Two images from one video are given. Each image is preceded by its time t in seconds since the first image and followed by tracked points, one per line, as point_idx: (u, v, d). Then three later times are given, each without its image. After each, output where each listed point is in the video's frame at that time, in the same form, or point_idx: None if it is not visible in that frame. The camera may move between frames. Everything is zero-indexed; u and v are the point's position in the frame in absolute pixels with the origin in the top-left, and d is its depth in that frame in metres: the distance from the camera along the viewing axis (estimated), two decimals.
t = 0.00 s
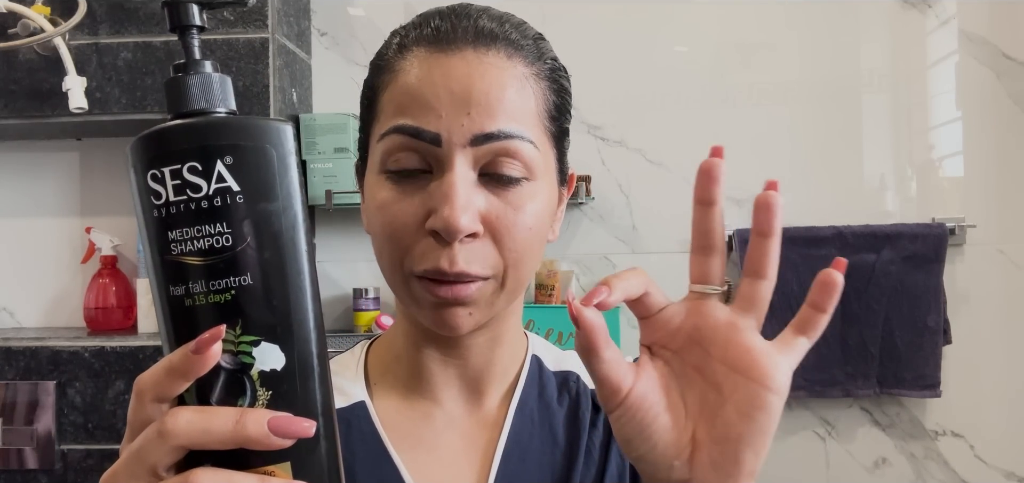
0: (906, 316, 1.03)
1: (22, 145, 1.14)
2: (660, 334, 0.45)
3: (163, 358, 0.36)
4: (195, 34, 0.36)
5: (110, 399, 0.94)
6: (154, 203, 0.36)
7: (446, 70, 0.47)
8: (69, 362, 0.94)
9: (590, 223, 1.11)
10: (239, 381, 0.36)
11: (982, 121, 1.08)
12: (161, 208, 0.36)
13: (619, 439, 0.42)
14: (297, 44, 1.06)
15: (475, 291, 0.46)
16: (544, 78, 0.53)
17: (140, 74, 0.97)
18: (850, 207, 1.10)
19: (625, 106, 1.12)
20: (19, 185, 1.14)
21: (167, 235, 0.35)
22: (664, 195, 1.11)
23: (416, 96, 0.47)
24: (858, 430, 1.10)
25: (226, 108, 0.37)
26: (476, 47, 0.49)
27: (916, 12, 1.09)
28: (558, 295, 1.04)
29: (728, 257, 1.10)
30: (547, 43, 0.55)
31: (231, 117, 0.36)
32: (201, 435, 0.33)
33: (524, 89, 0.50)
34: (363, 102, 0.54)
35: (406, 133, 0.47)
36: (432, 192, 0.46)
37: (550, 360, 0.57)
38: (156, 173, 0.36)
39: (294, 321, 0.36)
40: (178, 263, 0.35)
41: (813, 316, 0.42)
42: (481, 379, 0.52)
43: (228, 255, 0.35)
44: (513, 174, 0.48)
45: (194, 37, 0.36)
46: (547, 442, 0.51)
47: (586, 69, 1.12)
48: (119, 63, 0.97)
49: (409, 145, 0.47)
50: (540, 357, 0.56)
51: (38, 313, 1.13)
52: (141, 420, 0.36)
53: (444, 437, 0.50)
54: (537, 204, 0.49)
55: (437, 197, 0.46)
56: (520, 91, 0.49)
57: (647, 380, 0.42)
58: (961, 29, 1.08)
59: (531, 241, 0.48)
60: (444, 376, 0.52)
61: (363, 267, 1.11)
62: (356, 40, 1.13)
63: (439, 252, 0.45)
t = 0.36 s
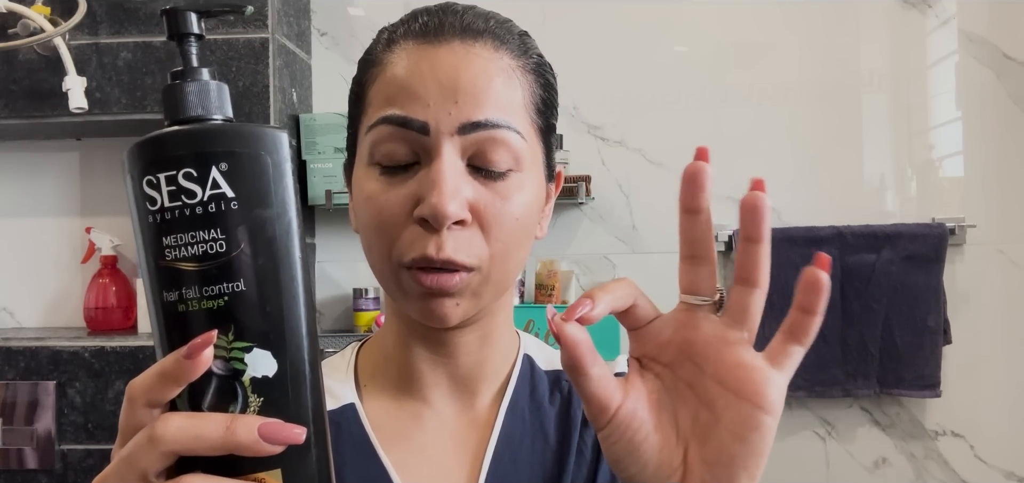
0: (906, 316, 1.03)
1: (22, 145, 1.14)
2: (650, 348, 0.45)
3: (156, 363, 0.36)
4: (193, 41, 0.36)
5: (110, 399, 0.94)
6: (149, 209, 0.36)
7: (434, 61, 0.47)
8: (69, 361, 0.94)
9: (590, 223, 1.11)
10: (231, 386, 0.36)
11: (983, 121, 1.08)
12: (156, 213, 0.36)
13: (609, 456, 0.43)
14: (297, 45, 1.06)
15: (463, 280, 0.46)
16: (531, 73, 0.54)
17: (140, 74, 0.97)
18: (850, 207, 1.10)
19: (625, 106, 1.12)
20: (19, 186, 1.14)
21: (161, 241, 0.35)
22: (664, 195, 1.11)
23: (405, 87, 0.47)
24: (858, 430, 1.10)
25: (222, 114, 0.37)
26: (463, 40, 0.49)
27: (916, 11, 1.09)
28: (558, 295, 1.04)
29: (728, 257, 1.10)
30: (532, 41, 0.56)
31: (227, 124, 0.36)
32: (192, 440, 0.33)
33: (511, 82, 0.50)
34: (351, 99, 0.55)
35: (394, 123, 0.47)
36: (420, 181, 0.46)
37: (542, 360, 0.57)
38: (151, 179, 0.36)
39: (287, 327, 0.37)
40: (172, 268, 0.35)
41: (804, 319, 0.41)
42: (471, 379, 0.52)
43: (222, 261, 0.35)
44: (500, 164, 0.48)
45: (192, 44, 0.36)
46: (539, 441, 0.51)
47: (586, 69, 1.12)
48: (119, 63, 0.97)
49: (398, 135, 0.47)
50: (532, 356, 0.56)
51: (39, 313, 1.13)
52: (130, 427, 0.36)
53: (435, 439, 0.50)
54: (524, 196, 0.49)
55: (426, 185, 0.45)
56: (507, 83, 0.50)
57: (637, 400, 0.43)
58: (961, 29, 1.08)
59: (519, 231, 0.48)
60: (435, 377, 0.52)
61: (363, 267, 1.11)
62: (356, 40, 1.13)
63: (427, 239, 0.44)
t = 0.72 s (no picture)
0: (906, 316, 1.03)
1: (22, 145, 1.14)
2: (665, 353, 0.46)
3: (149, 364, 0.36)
4: (184, 41, 0.36)
5: (110, 399, 0.94)
6: (141, 209, 0.36)
7: (432, 61, 0.48)
8: (69, 361, 0.94)
9: (590, 223, 1.11)
10: (225, 387, 0.35)
11: (982, 121, 1.08)
12: (148, 213, 0.36)
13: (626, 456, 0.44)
14: (296, 45, 1.06)
15: (459, 278, 0.46)
16: (526, 76, 0.54)
17: (140, 74, 0.97)
18: (850, 207, 1.10)
19: (625, 106, 1.12)
20: (19, 186, 1.14)
21: (154, 241, 0.36)
22: (665, 195, 1.11)
23: (403, 86, 0.47)
24: (858, 430, 1.10)
25: (214, 114, 0.37)
26: (461, 41, 0.49)
27: (916, 12, 1.09)
28: (558, 295, 1.04)
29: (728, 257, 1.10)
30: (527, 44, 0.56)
31: (218, 123, 0.36)
32: (186, 441, 0.33)
33: (507, 83, 0.50)
34: (346, 98, 0.54)
35: (391, 122, 0.47)
36: (417, 179, 0.46)
37: (532, 359, 0.57)
38: (143, 179, 0.36)
39: (282, 327, 0.37)
40: (165, 269, 0.35)
41: (795, 325, 0.40)
42: (463, 377, 0.52)
43: (215, 261, 0.35)
44: (497, 164, 0.48)
45: (183, 44, 0.36)
46: (530, 439, 0.51)
47: (586, 69, 1.12)
48: (119, 63, 0.97)
49: (395, 134, 0.47)
50: (523, 356, 0.57)
51: (39, 313, 1.13)
52: (122, 429, 0.35)
53: (426, 437, 0.50)
54: (520, 196, 0.49)
55: (423, 184, 0.45)
56: (504, 84, 0.50)
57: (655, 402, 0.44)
58: (961, 30, 1.08)
59: (514, 231, 0.48)
60: (427, 378, 0.52)
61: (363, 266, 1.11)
62: (356, 40, 1.12)
63: (424, 237, 0.44)
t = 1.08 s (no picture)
0: (906, 316, 1.03)
1: (22, 145, 1.14)
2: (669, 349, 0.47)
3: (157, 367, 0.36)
4: (196, 42, 0.36)
5: (109, 399, 0.94)
6: (151, 210, 0.36)
7: (430, 58, 0.48)
8: (69, 362, 0.94)
9: (590, 223, 1.11)
10: (234, 391, 0.35)
11: (982, 121, 1.08)
12: (159, 215, 0.35)
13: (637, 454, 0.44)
14: (297, 45, 1.06)
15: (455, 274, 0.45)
16: (525, 75, 0.54)
17: (140, 74, 0.97)
18: (849, 207, 1.10)
19: (625, 106, 1.12)
20: (19, 186, 1.14)
21: (164, 243, 0.35)
22: (665, 195, 1.11)
23: (402, 82, 0.48)
24: (858, 430, 1.10)
25: (225, 116, 0.37)
26: (460, 38, 0.49)
27: (916, 11, 1.09)
28: (558, 295, 1.04)
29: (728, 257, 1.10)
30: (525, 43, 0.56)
31: (231, 125, 0.36)
32: (194, 445, 0.33)
33: (506, 81, 0.50)
34: (345, 96, 0.55)
35: (389, 118, 0.47)
36: (414, 175, 0.46)
37: (529, 359, 0.57)
38: (154, 181, 0.36)
39: (291, 330, 0.37)
40: (175, 271, 0.35)
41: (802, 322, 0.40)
42: (461, 378, 0.52)
43: (227, 264, 0.35)
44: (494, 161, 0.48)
45: (196, 45, 0.36)
46: (528, 439, 0.51)
47: (586, 69, 1.12)
48: (119, 63, 0.97)
49: (393, 129, 0.47)
50: (519, 355, 0.57)
51: (39, 313, 1.13)
52: (129, 432, 0.35)
53: (424, 438, 0.50)
54: (517, 193, 0.49)
55: (420, 179, 0.45)
56: (501, 81, 0.50)
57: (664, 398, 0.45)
58: (961, 29, 1.08)
59: (511, 229, 0.48)
60: (425, 379, 0.52)
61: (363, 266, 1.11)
62: (356, 40, 1.12)
63: (420, 233, 0.44)
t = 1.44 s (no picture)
0: (906, 316, 1.03)
1: (22, 145, 1.14)
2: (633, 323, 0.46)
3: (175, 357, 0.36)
4: (220, 32, 0.36)
5: (110, 399, 0.94)
6: (173, 200, 0.36)
7: (452, 57, 0.48)
8: (69, 362, 0.94)
9: (590, 223, 1.11)
10: (254, 382, 0.35)
11: (982, 121, 1.08)
12: (181, 204, 0.35)
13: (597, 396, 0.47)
14: (297, 44, 1.06)
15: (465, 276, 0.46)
16: (541, 79, 0.54)
17: (140, 74, 0.97)
18: (850, 206, 1.10)
19: (625, 106, 1.12)
20: (19, 186, 1.14)
21: (186, 233, 0.35)
22: (664, 195, 1.11)
23: (421, 79, 0.47)
24: (858, 430, 1.10)
25: (248, 106, 0.37)
26: (481, 38, 0.49)
27: (916, 11, 1.09)
28: (558, 295, 1.03)
29: (728, 257, 1.10)
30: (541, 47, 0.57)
31: (255, 116, 0.36)
32: (213, 435, 0.33)
33: (524, 84, 0.51)
34: (356, 88, 0.54)
35: (406, 115, 0.47)
36: (428, 173, 0.46)
37: (530, 355, 0.58)
38: (177, 169, 0.35)
39: (310, 326, 0.37)
40: (196, 261, 0.35)
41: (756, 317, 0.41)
42: (459, 376, 0.53)
43: (250, 255, 0.35)
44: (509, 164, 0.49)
45: (219, 35, 0.36)
46: (531, 432, 0.52)
47: (586, 69, 1.12)
48: (119, 63, 0.97)
49: (409, 127, 0.47)
50: (520, 351, 0.57)
51: (39, 313, 1.13)
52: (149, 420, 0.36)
53: (425, 433, 0.50)
54: (529, 197, 0.49)
55: (434, 178, 0.45)
56: (520, 85, 0.50)
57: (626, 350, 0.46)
58: (962, 29, 1.08)
59: (522, 231, 0.49)
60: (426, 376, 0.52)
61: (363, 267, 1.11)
62: (356, 40, 1.12)
63: (432, 234, 0.44)
